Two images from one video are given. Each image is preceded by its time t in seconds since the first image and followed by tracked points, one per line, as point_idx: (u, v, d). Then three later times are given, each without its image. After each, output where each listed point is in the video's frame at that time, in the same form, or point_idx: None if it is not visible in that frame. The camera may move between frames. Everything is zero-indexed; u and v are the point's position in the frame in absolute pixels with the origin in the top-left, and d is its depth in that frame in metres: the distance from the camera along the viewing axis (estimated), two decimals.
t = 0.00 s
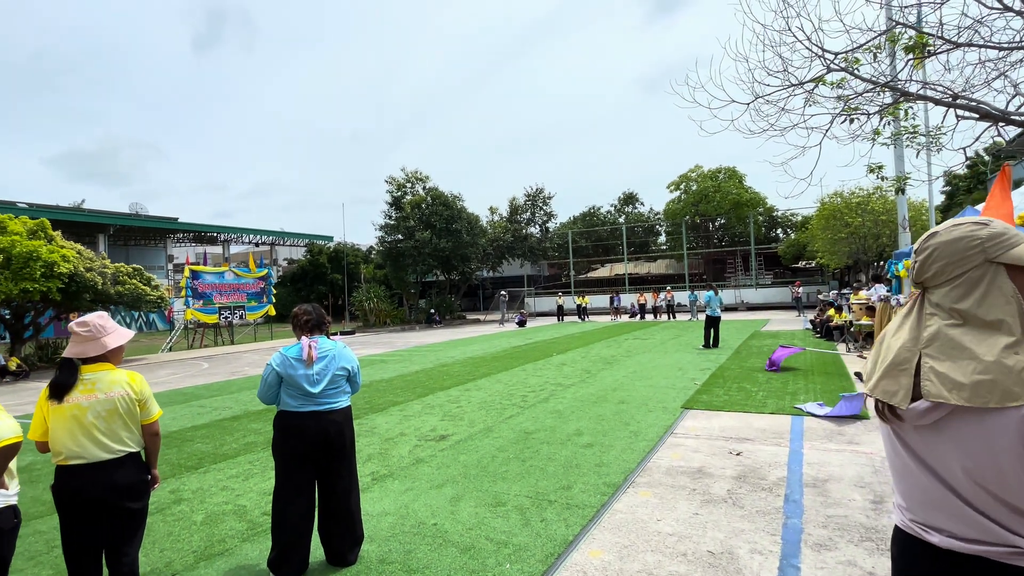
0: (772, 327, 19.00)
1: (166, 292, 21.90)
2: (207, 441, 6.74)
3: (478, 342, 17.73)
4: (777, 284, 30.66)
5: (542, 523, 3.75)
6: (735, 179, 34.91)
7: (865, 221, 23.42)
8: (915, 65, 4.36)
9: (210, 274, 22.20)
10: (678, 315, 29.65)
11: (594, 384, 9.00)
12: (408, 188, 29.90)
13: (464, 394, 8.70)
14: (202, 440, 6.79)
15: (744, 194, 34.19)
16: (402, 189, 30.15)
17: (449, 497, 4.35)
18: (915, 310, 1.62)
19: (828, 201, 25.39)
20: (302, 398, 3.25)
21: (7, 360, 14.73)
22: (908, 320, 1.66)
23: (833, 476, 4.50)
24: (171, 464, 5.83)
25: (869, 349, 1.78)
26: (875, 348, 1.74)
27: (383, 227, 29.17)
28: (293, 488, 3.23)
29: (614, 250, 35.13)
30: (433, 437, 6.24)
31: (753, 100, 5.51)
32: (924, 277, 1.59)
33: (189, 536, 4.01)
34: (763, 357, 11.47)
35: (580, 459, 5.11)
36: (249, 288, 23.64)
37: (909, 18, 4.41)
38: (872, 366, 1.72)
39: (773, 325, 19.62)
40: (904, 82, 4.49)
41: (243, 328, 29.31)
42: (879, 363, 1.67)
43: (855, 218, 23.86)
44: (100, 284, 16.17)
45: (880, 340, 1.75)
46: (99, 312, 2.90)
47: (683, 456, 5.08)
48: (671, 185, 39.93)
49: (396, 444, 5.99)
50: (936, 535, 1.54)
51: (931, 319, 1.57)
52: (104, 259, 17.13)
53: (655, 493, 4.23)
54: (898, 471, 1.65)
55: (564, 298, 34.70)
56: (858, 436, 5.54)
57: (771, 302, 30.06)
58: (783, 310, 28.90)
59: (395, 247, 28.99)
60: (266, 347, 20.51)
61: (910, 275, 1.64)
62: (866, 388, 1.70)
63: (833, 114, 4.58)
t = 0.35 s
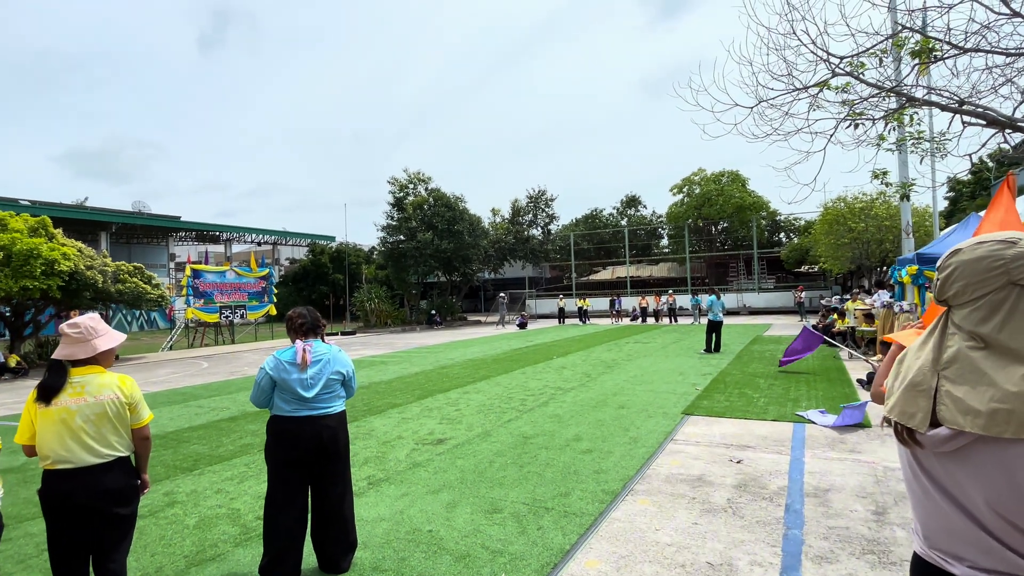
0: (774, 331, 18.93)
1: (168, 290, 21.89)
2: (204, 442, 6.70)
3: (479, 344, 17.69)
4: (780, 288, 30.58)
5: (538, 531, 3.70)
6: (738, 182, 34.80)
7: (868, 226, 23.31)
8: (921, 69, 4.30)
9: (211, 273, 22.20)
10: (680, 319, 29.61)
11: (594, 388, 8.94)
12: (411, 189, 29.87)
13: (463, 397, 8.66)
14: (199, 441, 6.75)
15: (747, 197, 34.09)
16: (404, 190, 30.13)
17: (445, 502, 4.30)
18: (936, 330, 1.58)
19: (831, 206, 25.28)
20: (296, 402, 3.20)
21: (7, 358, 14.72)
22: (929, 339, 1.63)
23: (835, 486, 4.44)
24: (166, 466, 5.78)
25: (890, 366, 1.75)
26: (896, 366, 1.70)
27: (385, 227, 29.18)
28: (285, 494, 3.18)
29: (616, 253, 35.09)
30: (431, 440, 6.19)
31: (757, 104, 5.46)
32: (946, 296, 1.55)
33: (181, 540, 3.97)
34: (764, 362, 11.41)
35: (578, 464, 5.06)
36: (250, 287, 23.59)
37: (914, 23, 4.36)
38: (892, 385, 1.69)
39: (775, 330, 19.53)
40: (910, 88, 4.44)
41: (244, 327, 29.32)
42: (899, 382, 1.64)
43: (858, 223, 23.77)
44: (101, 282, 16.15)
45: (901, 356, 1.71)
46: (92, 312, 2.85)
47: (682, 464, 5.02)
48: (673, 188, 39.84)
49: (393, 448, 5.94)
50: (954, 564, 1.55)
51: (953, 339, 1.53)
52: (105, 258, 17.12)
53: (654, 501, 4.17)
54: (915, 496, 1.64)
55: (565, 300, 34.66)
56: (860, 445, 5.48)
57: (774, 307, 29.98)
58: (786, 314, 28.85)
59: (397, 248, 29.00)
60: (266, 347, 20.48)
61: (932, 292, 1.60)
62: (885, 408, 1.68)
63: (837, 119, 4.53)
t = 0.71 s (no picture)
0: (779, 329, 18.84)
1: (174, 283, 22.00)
2: (207, 434, 6.73)
3: (483, 339, 17.69)
4: (786, 286, 30.43)
5: (538, 527, 3.69)
6: (746, 179, 34.60)
7: (876, 224, 23.12)
8: (931, 65, 4.24)
9: (217, 266, 22.31)
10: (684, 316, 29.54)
11: (597, 385, 8.92)
12: (416, 183, 29.87)
13: (465, 391, 8.67)
14: (203, 433, 6.78)
15: (754, 194, 33.89)
16: (410, 184, 30.14)
17: (445, 497, 4.30)
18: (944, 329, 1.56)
19: (839, 203, 25.08)
20: (296, 395, 3.20)
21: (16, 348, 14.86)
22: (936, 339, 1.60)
23: (838, 485, 4.41)
24: (169, 457, 5.81)
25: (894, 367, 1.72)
26: (900, 367, 1.68)
27: (390, 221, 29.21)
28: (284, 488, 3.18)
29: (622, 249, 34.99)
30: (433, 434, 6.19)
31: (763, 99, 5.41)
32: (956, 292, 1.52)
33: (182, 531, 3.99)
34: (769, 360, 11.36)
35: (579, 461, 5.05)
36: (256, 280, 23.66)
37: (925, 18, 4.30)
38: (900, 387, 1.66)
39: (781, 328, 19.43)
40: (920, 83, 4.38)
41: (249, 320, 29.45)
42: (908, 382, 1.61)
43: (866, 221, 23.59)
44: (108, 274, 16.22)
45: (907, 358, 1.68)
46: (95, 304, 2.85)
47: (683, 461, 5.00)
48: (681, 184, 39.62)
49: (395, 442, 5.95)
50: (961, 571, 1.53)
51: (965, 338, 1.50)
52: (113, 250, 17.20)
53: (654, 498, 4.16)
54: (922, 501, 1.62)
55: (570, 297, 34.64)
56: (864, 444, 5.44)
57: (780, 305, 29.87)
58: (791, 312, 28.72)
59: (402, 242, 29.03)
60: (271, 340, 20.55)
61: (940, 290, 1.57)
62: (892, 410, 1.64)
63: (845, 115, 4.47)
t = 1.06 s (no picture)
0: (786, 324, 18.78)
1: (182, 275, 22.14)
2: (214, 425, 6.78)
3: (489, 333, 17.71)
4: (794, 281, 30.25)
5: (541, 520, 3.71)
6: (754, 173, 34.37)
7: (885, 219, 22.94)
8: (942, 57, 4.18)
9: (225, 258, 22.41)
10: (691, 310, 29.46)
11: (602, 379, 8.92)
12: (423, 177, 29.91)
13: (471, 385, 8.71)
14: (210, 424, 6.84)
15: (763, 188, 33.67)
16: (416, 178, 30.14)
17: (449, 489, 4.32)
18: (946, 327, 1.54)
19: (848, 198, 24.86)
20: (302, 387, 3.22)
21: (25, 339, 15.08)
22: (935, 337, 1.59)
23: (842, 481, 4.40)
24: (177, 448, 5.86)
25: (894, 367, 1.70)
26: (903, 367, 1.66)
27: (397, 215, 29.24)
28: (289, 480, 3.21)
29: (628, 243, 34.87)
30: (438, 427, 6.22)
31: (771, 93, 5.37)
32: (960, 288, 1.50)
33: (190, 520, 4.03)
34: (776, 355, 11.31)
35: (584, 454, 5.06)
36: (263, 273, 23.75)
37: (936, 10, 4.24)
38: (904, 388, 1.64)
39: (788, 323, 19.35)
40: (929, 77, 4.33)
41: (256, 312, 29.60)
42: (915, 384, 1.59)
43: (876, 216, 23.38)
44: (116, 266, 16.34)
45: (907, 357, 1.66)
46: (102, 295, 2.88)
47: (688, 456, 4.99)
48: (688, 178, 39.37)
49: (400, 434, 5.98)
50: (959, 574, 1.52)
51: (970, 333, 1.48)
52: (121, 242, 17.31)
53: (658, 493, 4.16)
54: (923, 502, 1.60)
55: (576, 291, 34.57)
56: (870, 440, 5.42)
57: (787, 299, 29.73)
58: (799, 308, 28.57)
59: (408, 236, 29.06)
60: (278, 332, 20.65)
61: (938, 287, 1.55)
62: (900, 413, 1.62)
63: (854, 109, 4.43)
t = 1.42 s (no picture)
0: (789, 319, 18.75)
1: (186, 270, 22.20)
2: (218, 419, 6.82)
3: (492, 327, 17.73)
4: (797, 275, 30.19)
5: (543, 513, 3.72)
6: (758, 167, 34.22)
7: (890, 213, 22.83)
8: (947, 48, 4.15)
9: (228, 253, 22.46)
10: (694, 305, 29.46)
11: (604, 373, 8.94)
12: (425, 171, 29.84)
13: (473, 379, 8.73)
14: (214, 418, 6.88)
15: (766, 181, 33.53)
16: (418, 172, 30.11)
17: (451, 482, 4.35)
18: (967, 324, 1.46)
19: (853, 191, 24.73)
20: (302, 380, 3.24)
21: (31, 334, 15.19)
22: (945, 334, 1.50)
23: (844, 474, 4.41)
24: (181, 441, 5.90)
25: (901, 366, 1.55)
26: (917, 369, 1.51)
27: (399, 210, 29.23)
28: (291, 473, 3.22)
29: (631, 238, 34.81)
30: (441, 421, 6.24)
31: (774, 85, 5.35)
32: (981, 282, 1.43)
33: (194, 513, 4.06)
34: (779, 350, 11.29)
35: (585, 448, 5.07)
36: (266, 268, 23.79)
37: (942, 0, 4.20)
38: (925, 391, 1.48)
39: (791, 317, 19.33)
40: (934, 69, 4.30)
41: (260, 307, 29.69)
42: (943, 387, 1.45)
43: (880, 210, 23.27)
44: (120, 260, 16.38)
45: (919, 350, 1.52)
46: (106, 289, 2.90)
47: (689, 450, 5.00)
48: (692, 172, 39.22)
49: (403, 427, 6.00)
50: None
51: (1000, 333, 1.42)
52: (125, 237, 17.36)
53: (659, 485, 4.18)
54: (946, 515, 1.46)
55: (578, 285, 34.60)
56: (872, 434, 5.42)
57: (790, 294, 29.67)
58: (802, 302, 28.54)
59: (411, 230, 29.06)
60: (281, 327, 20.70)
61: (962, 278, 1.44)
62: (929, 421, 1.45)
63: (858, 101, 4.40)
